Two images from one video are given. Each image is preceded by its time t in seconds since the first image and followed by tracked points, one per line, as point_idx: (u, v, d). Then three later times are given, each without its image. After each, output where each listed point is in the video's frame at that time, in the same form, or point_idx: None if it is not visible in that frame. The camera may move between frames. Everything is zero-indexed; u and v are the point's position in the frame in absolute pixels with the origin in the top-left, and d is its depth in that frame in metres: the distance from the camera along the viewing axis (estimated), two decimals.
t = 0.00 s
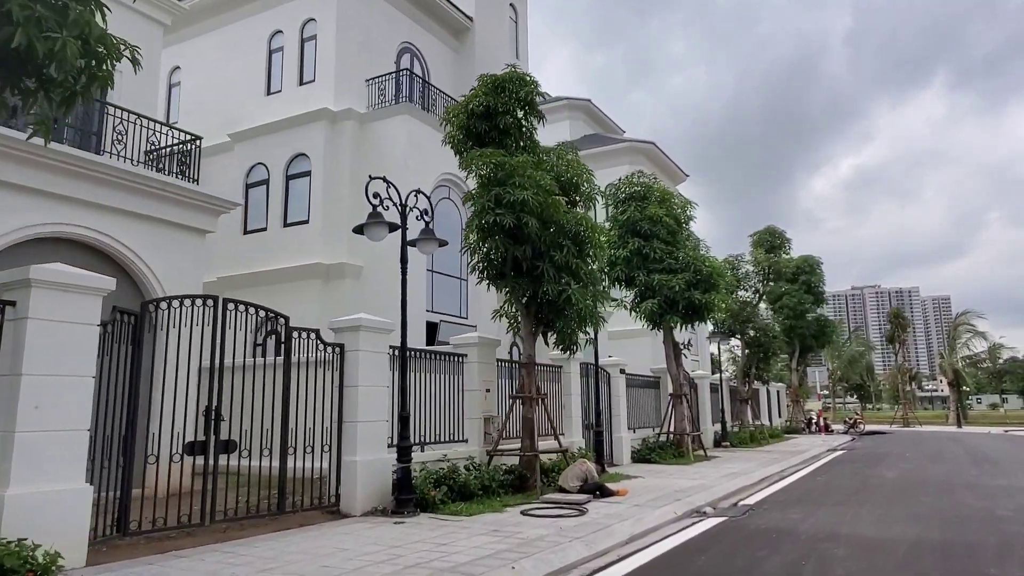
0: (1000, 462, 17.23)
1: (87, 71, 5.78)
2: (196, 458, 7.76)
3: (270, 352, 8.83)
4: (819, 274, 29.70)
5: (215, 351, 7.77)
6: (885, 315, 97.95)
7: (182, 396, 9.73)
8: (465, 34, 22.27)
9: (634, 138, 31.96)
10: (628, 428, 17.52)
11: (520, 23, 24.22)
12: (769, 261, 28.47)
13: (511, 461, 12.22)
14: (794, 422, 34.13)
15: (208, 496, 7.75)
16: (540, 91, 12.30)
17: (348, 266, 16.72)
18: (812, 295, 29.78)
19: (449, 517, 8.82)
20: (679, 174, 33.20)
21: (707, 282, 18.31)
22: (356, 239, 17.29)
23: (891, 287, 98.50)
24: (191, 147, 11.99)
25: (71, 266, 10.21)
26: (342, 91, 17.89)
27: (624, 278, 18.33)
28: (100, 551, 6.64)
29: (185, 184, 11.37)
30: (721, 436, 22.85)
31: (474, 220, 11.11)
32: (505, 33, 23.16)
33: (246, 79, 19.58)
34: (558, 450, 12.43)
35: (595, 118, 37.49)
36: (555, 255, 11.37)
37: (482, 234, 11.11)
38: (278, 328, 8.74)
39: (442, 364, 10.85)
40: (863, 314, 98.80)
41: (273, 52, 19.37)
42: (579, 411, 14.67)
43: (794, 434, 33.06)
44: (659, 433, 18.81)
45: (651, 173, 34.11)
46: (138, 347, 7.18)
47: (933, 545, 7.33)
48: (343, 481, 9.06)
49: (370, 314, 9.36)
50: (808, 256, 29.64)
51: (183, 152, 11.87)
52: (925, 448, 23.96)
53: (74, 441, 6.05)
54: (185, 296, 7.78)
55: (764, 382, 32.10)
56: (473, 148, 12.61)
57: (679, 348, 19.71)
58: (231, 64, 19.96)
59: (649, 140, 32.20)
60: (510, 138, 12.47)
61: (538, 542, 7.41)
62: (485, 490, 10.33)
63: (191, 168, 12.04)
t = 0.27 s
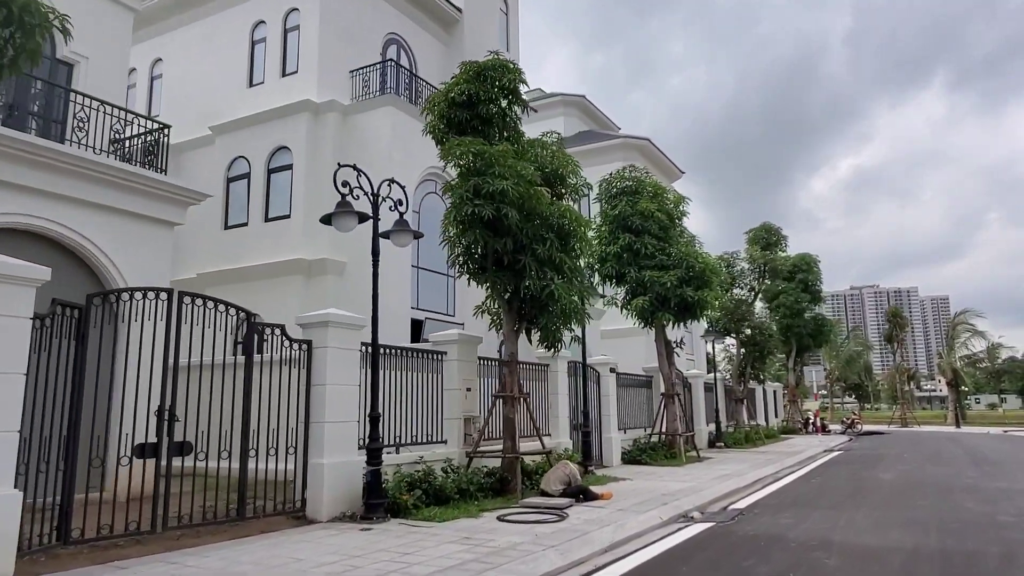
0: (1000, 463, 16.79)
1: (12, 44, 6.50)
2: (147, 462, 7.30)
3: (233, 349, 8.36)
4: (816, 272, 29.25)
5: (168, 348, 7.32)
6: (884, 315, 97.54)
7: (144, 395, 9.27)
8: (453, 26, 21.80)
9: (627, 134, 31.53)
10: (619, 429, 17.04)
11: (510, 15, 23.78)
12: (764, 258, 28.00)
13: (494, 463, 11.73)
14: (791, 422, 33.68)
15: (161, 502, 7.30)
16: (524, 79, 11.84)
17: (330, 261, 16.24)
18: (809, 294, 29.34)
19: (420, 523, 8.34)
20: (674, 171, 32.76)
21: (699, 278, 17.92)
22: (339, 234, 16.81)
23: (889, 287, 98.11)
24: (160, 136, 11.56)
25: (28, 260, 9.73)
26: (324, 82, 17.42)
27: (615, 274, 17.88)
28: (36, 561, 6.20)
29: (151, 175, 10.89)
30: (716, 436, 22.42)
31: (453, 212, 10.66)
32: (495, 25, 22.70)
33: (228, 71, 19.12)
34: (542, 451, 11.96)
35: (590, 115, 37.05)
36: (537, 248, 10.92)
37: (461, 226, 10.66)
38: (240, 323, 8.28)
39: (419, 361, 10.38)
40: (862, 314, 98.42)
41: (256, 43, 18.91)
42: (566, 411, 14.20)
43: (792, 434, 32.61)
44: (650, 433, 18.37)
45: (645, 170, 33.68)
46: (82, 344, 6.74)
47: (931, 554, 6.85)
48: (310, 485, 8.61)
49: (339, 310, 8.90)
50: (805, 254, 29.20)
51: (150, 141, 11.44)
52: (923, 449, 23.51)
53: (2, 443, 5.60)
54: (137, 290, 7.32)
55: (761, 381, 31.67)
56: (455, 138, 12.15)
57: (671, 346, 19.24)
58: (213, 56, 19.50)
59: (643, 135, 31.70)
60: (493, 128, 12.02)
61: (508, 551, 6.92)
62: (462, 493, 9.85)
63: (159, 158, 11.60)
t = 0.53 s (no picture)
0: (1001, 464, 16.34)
1: None
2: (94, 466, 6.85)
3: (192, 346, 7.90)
4: (814, 269, 28.81)
5: (116, 344, 6.85)
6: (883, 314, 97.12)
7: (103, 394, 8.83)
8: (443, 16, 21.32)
9: (622, 129, 31.07)
10: (610, 428, 16.61)
11: (501, 6, 23.30)
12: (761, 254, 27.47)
13: (477, 465, 11.29)
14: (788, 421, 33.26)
15: (108, 509, 6.84)
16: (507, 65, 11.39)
17: (312, 256, 15.77)
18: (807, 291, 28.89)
19: (390, 529, 7.88)
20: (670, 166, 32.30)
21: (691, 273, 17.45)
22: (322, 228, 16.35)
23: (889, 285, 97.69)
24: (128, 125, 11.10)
25: None
26: (308, 73, 16.94)
27: (606, 269, 17.43)
28: None
29: (115, 163, 10.41)
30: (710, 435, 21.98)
31: (431, 202, 10.21)
32: (485, 16, 22.23)
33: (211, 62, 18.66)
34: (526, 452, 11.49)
35: (586, 110, 36.60)
36: (519, 240, 10.47)
37: (439, 216, 10.22)
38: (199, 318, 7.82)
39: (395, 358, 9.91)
40: (861, 313, 98.01)
41: (239, 34, 18.44)
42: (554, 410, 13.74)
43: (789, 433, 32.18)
44: (642, 433, 17.94)
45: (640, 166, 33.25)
46: (18, 339, 6.27)
47: (930, 563, 6.40)
48: (273, 491, 8.11)
49: (307, 304, 8.44)
50: (803, 250, 28.75)
51: (116, 130, 11.00)
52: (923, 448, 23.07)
53: None
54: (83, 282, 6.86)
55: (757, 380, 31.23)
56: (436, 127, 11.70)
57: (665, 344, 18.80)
58: (196, 46, 19.04)
59: (638, 131, 31.24)
60: (475, 116, 11.56)
61: (478, 560, 6.46)
62: (439, 496, 9.39)
63: (126, 147, 11.15)
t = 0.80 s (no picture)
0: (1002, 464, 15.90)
1: None
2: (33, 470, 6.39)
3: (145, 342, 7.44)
4: (811, 266, 28.36)
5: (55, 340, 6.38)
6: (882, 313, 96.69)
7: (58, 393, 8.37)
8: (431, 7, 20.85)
9: (617, 124, 30.60)
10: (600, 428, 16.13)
11: None
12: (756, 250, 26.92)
13: (456, 466, 10.82)
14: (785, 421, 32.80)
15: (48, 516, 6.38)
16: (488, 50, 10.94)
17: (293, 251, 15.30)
18: (804, 288, 28.44)
19: (355, 536, 7.41)
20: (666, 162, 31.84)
21: (684, 270, 16.96)
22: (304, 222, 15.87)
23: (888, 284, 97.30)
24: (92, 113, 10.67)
25: None
26: (289, 63, 16.47)
27: (596, 265, 16.97)
28: None
29: (76, 151, 9.95)
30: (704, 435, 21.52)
31: (406, 191, 9.74)
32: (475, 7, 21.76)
33: (191, 53, 18.17)
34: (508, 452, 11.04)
35: (581, 106, 36.15)
36: (499, 231, 10.00)
37: (415, 206, 9.76)
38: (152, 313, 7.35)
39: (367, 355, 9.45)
40: (860, 312, 97.62)
41: (220, 23, 17.97)
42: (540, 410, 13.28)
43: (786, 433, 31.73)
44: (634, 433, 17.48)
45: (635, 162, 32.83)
46: None
47: (929, 574, 5.92)
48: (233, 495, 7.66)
49: (270, 298, 7.98)
50: (800, 247, 28.30)
51: (79, 117, 10.55)
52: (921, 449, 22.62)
53: None
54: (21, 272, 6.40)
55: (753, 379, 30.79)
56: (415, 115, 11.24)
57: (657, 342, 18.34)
58: (176, 37, 18.55)
59: (632, 126, 30.76)
60: (455, 103, 11.09)
61: (442, 571, 5.98)
62: (412, 499, 8.93)
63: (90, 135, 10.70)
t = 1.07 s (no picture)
0: (1002, 466, 15.47)
1: None
2: None
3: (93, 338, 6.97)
4: (807, 264, 27.93)
5: None
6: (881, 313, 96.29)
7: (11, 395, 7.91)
8: None
9: (611, 120, 30.16)
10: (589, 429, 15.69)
11: None
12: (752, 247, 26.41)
13: (434, 469, 10.37)
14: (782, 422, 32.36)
15: None
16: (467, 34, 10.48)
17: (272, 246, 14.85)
18: (801, 287, 28.00)
19: (314, 544, 6.95)
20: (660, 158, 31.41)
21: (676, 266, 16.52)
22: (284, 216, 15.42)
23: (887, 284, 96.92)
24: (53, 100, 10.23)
25: None
26: (269, 52, 16.01)
27: (586, 261, 16.51)
28: None
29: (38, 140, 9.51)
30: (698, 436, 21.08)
31: (379, 181, 9.27)
32: None
33: (171, 43, 17.71)
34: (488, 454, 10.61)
35: (575, 102, 35.71)
36: (477, 223, 9.55)
37: (388, 196, 9.29)
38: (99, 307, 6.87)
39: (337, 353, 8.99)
40: (859, 312, 97.22)
41: (200, 13, 17.51)
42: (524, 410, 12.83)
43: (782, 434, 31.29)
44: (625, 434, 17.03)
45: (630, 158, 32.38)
46: None
47: None
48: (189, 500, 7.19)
49: (228, 290, 7.53)
50: (797, 245, 27.86)
51: (39, 103, 10.11)
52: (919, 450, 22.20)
53: None
54: None
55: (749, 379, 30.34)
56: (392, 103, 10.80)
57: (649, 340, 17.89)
58: (156, 28, 18.09)
59: (627, 121, 30.32)
60: (433, 90, 10.64)
61: None
62: (383, 503, 8.48)
63: (50, 124, 10.26)
